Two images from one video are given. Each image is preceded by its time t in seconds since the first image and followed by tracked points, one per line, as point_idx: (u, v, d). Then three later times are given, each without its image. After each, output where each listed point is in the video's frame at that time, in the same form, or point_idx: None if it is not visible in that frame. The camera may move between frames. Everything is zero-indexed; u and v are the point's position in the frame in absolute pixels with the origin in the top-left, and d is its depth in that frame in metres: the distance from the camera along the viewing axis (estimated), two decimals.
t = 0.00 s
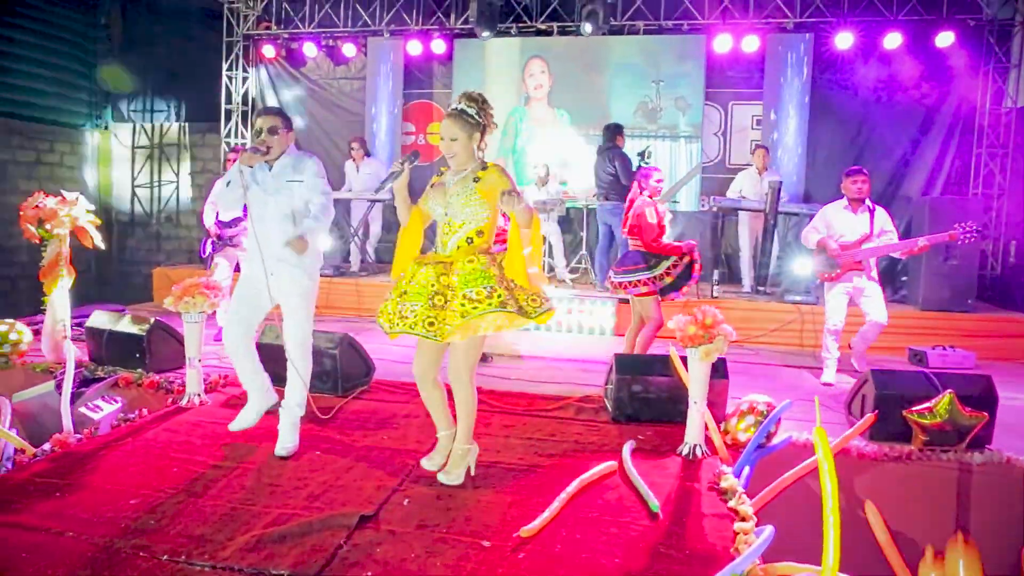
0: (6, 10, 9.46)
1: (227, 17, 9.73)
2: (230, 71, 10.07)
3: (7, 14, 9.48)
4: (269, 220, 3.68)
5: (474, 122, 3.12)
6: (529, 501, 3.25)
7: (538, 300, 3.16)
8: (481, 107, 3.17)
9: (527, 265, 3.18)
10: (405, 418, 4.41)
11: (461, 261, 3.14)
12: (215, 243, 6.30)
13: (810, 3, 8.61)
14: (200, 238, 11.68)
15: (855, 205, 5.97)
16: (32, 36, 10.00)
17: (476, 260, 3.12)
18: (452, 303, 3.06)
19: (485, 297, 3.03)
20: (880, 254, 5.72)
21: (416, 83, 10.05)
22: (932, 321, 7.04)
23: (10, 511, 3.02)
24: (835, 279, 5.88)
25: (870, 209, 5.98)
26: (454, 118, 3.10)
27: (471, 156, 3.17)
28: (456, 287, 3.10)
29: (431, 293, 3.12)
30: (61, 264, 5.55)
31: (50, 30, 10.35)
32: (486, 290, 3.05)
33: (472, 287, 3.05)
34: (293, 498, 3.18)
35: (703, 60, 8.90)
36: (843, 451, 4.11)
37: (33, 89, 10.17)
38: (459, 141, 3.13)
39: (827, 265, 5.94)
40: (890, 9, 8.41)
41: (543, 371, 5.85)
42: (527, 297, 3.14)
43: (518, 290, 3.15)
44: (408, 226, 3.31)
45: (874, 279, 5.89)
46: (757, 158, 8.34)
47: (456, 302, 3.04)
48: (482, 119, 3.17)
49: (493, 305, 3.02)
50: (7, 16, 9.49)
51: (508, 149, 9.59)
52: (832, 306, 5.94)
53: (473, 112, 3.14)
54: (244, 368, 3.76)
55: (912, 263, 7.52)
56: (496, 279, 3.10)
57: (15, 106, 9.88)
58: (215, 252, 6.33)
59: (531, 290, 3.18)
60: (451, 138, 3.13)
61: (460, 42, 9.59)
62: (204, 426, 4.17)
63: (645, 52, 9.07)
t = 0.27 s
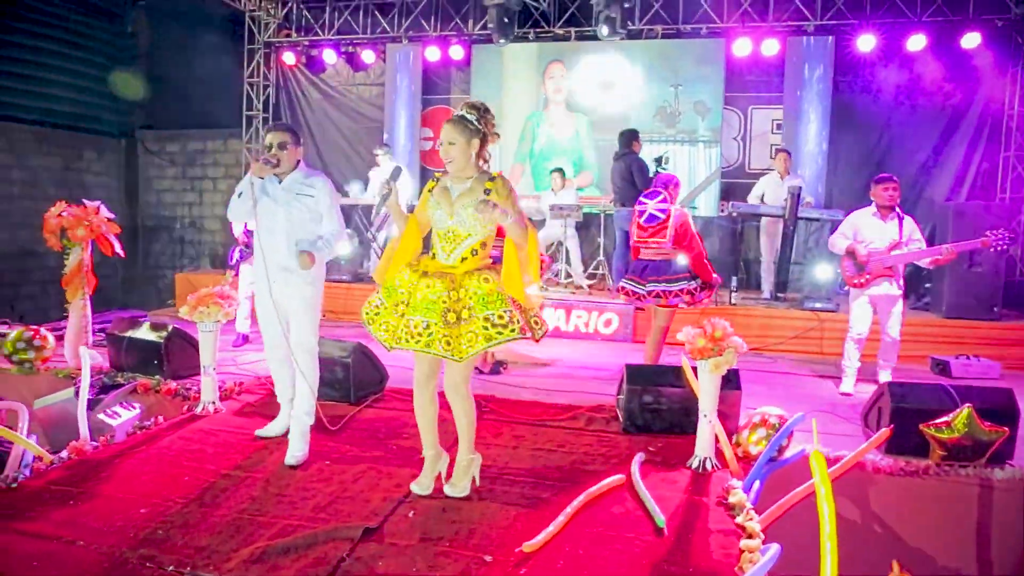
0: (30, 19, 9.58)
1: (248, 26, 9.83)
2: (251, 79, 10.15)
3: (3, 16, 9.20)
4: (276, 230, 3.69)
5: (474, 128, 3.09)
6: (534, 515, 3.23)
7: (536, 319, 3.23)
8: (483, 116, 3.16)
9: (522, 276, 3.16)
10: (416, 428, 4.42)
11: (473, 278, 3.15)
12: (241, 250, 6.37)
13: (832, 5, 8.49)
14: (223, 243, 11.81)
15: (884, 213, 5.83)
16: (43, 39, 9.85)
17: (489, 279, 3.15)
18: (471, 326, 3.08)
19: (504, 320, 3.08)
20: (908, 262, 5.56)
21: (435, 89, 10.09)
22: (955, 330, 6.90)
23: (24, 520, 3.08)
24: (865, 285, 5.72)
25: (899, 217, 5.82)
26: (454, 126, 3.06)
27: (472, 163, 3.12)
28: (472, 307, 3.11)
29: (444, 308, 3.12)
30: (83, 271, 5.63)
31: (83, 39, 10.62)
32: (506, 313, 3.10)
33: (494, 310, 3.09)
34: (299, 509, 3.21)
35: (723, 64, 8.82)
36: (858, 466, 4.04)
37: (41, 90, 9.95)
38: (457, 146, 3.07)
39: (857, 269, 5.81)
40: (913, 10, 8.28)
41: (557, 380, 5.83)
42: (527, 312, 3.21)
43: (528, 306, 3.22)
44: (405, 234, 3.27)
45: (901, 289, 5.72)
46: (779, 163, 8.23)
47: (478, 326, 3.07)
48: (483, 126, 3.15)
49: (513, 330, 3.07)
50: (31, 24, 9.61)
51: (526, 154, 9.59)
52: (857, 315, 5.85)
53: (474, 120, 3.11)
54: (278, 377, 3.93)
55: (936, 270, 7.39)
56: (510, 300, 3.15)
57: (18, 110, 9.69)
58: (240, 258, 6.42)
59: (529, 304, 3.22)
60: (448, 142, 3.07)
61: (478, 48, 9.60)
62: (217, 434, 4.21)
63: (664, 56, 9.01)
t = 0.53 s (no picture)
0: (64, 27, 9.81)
1: (275, 31, 9.96)
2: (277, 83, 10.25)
3: (20, 18, 9.10)
4: (297, 239, 3.76)
5: (484, 144, 3.13)
6: (542, 525, 3.23)
7: (538, 345, 3.23)
8: (495, 134, 3.19)
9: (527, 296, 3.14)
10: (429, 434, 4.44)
11: (479, 299, 3.16)
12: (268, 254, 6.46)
13: (859, 7, 8.37)
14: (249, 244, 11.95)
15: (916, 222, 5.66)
16: (78, 45, 10.08)
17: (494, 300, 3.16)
18: (472, 347, 3.09)
19: (503, 345, 3.08)
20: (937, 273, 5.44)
21: (458, 93, 10.13)
22: (984, 339, 6.74)
23: (44, 520, 3.16)
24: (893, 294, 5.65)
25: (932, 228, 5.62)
26: (463, 139, 3.10)
27: (481, 179, 3.15)
28: (474, 329, 3.12)
29: (448, 325, 3.14)
30: (109, 275, 5.74)
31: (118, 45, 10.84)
32: (507, 339, 3.10)
33: (496, 335, 3.09)
34: (310, 515, 3.24)
35: (748, 67, 8.71)
36: (877, 480, 3.99)
37: (56, 89, 9.85)
38: (466, 159, 3.10)
39: (885, 279, 5.73)
40: (943, 12, 8.13)
41: (575, 386, 5.81)
42: (529, 336, 3.19)
43: (530, 332, 3.20)
44: (412, 248, 3.32)
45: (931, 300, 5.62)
46: (806, 172, 8.15)
47: (478, 347, 3.08)
48: (493, 144, 3.17)
49: (510, 358, 3.08)
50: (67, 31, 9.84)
51: (547, 157, 9.57)
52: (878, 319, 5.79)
53: (485, 137, 3.15)
54: (297, 382, 3.98)
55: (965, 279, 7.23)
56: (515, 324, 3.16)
57: (53, 115, 9.93)
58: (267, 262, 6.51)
59: (530, 326, 3.18)
60: (458, 155, 3.12)
61: (501, 52, 9.61)
62: (236, 437, 4.28)
63: (686, 61, 8.96)
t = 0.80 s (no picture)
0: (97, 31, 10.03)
1: (302, 34, 10.08)
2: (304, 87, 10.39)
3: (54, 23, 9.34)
4: (319, 245, 3.78)
5: (508, 147, 3.15)
6: (553, 532, 3.22)
7: (562, 342, 3.19)
8: (523, 139, 3.19)
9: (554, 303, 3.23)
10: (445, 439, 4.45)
11: (492, 296, 3.16)
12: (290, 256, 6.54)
13: (889, 8, 8.23)
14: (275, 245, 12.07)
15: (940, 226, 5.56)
16: (110, 48, 10.29)
17: (508, 298, 3.14)
18: (482, 343, 3.08)
19: (512, 341, 3.04)
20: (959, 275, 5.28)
21: (482, 96, 10.16)
22: (1015, 349, 6.58)
23: (65, 518, 3.23)
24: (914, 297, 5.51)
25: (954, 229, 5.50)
26: (490, 142, 3.13)
27: (501, 182, 3.17)
28: (486, 324, 3.11)
29: (460, 325, 3.15)
30: (135, 276, 5.84)
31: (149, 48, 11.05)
32: (518, 334, 3.06)
33: (504, 328, 3.06)
34: (322, 519, 3.27)
35: (774, 69, 8.61)
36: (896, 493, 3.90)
37: (87, 91, 10.04)
38: (488, 160, 3.14)
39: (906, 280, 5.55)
40: (976, 13, 7.96)
41: (593, 392, 5.79)
42: (547, 336, 3.16)
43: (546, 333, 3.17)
44: (434, 253, 3.36)
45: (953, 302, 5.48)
46: (828, 173, 8.01)
47: (489, 343, 3.05)
48: (519, 148, 3.18)
49: (518, 353, 3.03)
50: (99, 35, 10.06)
51: (571, 160, 9.55)
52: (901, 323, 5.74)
53: (512, 141, 3.16)
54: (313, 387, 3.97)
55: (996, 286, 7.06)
56: (527, 321, 3.12)
57: (86, 117, 10.16)
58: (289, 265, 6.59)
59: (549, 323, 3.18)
60: (481, 156, 3.15)
61: (526, 55, 9.62)
62: (255, 438, 4.33)
63: (710, 64, 8.89)
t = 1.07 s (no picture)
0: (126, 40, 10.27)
1: (326, 41, 10.20)
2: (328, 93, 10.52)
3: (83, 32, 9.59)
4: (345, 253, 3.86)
5: (533, 164, 3.17)
6: (564, 540, 3.22)
7: (576, 351, 3.16)
8: (547, 157, 3.22)
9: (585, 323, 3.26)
10: (461, 445, 4.46)
11: (507, 307, 3.17)
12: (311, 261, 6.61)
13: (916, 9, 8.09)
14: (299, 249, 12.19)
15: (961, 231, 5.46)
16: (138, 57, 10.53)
17: (520, 308, 3.14)
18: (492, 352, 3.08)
19: (517, 350, 3.01)
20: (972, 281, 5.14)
21: (505, 101, 10.16)
22: None
23: (86, 520, 3.30)
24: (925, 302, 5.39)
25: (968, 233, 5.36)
26: (512, 158, 3.17)
27: (524, 198, 3.18)
28: (496, 334, 3.12)
29: (475, 334, 3.20)
30: (159, 281, 5.93)
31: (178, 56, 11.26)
32: (519, 343, 3.02)
33: (507, 337, 3.04)
34: (334, 524, 3.30)
35: (799, 71, 8.50)
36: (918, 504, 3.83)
37: (117, 99, 10.26)
38: (511, 176, 3.17)
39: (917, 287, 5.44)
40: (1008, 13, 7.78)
41: (611, 398, 5.76)
42: (562, 349, 3.13)
43: (558, 342, 3.13)
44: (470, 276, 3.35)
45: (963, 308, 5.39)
46: (847, 178, 7.92)
47: (495, 351, 3.05)
48: (544, 166, 3.20)
49: (524, 361, 2.98)
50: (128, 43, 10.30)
51: (592, 164, 9.51)
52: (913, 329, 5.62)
53: (536, 158, 3.19)
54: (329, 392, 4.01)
55: None
56: (533, 330, 3.07)
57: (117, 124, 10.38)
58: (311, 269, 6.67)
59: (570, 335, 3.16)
60: (505, 171, 3.19)
61: (548, 59, 9.62)
62: (273, 443, 4.38)
63: (732, 67, 8.81)
